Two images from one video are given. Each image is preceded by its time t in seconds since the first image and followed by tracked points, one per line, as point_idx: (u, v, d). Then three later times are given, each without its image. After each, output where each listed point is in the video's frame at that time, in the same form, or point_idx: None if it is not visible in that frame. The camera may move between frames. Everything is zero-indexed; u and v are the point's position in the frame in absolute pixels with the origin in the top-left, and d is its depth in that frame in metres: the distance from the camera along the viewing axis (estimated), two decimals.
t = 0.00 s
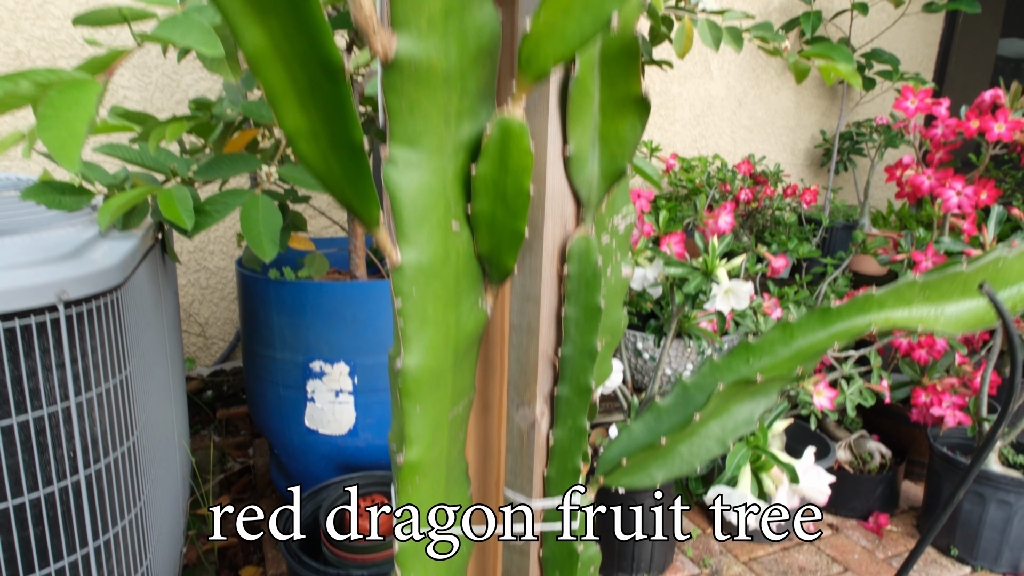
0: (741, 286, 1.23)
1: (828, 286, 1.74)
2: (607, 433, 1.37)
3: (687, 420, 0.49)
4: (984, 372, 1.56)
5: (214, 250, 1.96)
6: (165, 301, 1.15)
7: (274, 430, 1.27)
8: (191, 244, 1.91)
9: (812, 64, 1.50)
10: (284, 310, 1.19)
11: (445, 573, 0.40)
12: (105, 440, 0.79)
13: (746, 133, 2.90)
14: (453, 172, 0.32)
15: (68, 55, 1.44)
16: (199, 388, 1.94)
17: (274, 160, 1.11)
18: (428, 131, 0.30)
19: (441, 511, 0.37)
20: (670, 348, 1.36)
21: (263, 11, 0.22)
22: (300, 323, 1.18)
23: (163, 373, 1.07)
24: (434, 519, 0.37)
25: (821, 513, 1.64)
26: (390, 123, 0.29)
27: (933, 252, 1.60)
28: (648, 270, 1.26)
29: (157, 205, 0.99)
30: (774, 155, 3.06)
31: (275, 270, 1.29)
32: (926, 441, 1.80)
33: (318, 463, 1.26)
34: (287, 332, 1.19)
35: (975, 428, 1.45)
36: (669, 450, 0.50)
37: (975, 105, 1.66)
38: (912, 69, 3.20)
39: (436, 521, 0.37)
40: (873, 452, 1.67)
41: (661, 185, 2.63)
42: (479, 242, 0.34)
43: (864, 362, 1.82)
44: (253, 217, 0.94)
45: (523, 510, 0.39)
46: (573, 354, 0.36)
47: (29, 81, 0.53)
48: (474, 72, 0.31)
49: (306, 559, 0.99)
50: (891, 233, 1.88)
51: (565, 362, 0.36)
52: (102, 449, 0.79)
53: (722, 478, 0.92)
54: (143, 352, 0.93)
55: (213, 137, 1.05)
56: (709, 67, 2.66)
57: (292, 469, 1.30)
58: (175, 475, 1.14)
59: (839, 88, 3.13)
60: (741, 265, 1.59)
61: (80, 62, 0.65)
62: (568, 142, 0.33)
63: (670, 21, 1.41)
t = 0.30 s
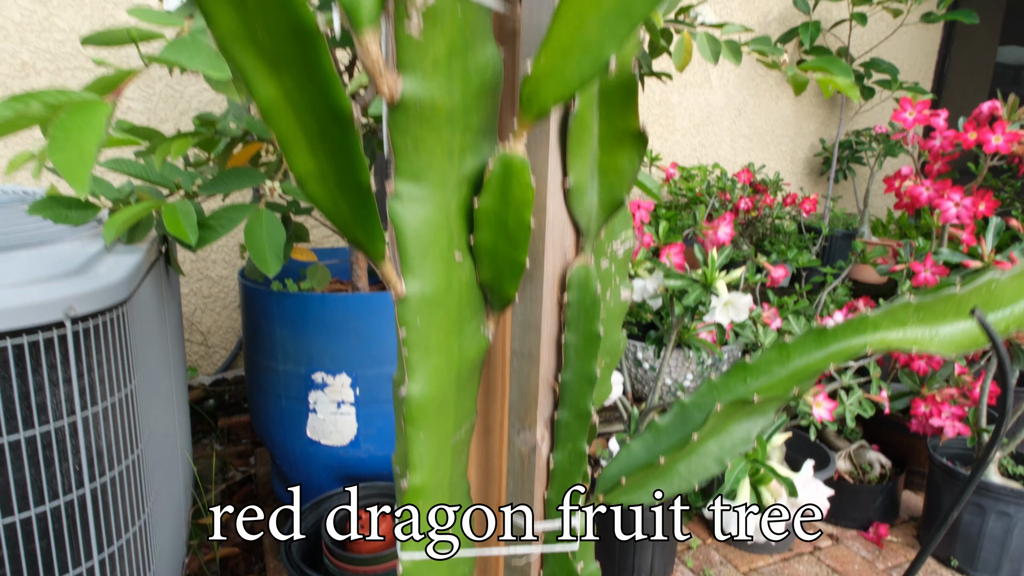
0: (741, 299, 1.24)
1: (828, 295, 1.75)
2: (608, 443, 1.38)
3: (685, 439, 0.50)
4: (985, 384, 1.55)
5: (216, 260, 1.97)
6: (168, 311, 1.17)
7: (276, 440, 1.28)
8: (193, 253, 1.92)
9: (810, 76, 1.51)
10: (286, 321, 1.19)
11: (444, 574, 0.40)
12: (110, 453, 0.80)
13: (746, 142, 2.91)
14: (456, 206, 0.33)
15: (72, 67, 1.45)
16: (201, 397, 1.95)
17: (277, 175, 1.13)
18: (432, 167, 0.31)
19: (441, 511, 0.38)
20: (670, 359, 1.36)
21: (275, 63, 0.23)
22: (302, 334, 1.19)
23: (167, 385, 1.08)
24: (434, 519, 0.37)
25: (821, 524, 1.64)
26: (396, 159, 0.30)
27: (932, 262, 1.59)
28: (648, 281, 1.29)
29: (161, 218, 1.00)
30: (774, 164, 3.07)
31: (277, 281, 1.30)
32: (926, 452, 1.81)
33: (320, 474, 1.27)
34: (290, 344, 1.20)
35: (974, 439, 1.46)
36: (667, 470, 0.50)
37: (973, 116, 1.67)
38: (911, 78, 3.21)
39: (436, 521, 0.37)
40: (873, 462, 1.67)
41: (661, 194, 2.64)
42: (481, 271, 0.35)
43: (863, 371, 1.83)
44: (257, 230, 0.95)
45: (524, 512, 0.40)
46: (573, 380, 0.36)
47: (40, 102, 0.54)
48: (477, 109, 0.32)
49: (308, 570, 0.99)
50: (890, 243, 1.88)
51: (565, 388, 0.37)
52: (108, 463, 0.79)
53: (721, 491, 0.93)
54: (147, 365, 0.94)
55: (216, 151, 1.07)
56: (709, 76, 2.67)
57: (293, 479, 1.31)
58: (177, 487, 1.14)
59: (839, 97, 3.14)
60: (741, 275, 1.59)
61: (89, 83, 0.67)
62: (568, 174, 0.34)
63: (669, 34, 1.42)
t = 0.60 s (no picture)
0: (739, 310, 1.25)
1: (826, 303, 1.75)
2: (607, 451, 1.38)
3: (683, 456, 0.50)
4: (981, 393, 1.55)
5: (218, 267, 1.98)
6: (172, 321, 1.18)
7: (277, 449, 1.29)
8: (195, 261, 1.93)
9: (808, 88, 1.52)
10: (288, 331, 1.20)
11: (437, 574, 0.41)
12: (114, 466, 0.81)
13: (745, 149, 2.93)
14: (459, 235, 0.34)
15: (76, 78, 1.46)
16: (202, 405, 1.96)
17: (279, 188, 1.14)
18: (435, 200, 0.32)
19: (441, 511, 0.38)
20: (669, 368, 1.37)
21: (287, 113, 0.25)
22: (305, 344, 1.20)
23: (170, 396, 1.09)
24: (433, 520, 0.37)
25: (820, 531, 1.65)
26: (401, 193, 0.31)
27: (929, 271, 1.58)
28: (647, 292, 1.29)
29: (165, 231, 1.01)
30: (773, 171, 3.09)
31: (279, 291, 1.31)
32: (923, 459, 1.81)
33: (321, 483, 1.28)
34: (292, 353, 1.21)
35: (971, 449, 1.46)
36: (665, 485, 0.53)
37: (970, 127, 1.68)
38: (909, 85, 3.23)
39: (436, 522, 0.38)
40: (871, 470, 1.68)
41: (660, 202, 2.65)
42: (483, 298, 0.36)
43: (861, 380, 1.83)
44: (260, 244, 0.96)
45: (524, 512, 0.40)
46: (572, 403, 0.37)
47: (51, 123, 0.54)
48: (480, 143, 0.33)
49: None
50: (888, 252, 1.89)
51: (565, 411, 0.38)
52: (112, 475, 0.81)
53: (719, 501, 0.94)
54: (151, 377, 0.95)
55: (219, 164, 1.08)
56: (709, 85, 2.69)
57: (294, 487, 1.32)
58: (180, 496, 1.15)
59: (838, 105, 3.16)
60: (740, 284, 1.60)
61: (97, 102, 0.68)
62: (568, 205, 0.35)
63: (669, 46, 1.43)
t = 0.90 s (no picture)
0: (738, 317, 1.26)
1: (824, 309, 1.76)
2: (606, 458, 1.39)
3: (680, 467, 0.51)
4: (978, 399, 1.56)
5: (218, 273, 1.98)
6: (172, 327, 1.18)
7: (277, 456, 1.29)
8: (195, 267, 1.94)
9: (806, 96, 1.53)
10: (289, 338, 1.21)
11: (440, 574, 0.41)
12: (115, 474, 0.82)
13: (743, 156, 2.94)
14: (459, 255, 0.35)
15: (77, 84, 1.47)
16: (202, 410, 1.96)
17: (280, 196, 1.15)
18: (436, 222, 0.33)
19: (441, 511, 0.39)
20: (668, 375, 1.38)
21: (294, 145, 0.26)
22: (305, 351, 1.20)
23: (170, 403, 1.09)
24: (434, 519, 0.38)
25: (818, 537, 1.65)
26: (403, 215, 0.32)
27: (926, 277, 1.59)
28: (646, 299, 1.29)
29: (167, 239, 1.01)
30: (771, 177, 3.10)
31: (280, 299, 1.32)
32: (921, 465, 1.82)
33: (321, 490, 1.28)
34: (292, 360, 1.22)
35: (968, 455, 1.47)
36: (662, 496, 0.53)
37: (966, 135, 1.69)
38: (906, 92, 3.25)
39: (436, 522, 0.39)
40: (868, 475, 1.69)
41: (659, 207, 2.66)
42: (483, 315, 0.37)
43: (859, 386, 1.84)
44: (262, 253, 0.97)
45: (523, 512, 0.41)
46: (570, 418, 0.38)
47: (57, 136, 0.55)
48: (480, 166, 0.34)
49: None
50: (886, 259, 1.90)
51: (563, 427, 0.39)
52: (113, 483, 0.81)
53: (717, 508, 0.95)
54: (152, 386, 0.95)
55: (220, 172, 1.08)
56: (707, 92, 2.70)
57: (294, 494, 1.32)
58: (180, 503, 1.16)
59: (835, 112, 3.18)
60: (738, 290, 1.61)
61: (101, 114, 0.68)
62: (566, 225, 0.36)
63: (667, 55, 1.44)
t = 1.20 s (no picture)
0: (733, 326, 1.27)
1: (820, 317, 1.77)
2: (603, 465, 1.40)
3: (674, 480, 0.52)
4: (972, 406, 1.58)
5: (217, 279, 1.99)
6: (173, 335, 1.19)
7: (276, 462, 1.30)
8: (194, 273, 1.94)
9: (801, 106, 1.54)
10: (289, 346, 1.22)
11: None
12: (116, 483, 0.82)
13: (741, 162, 2.96)
14: (457, 279, 0.36)
15: (78, 92, 1.48)
16: (201, 416, 1.97)
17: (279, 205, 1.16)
18: (434, 249, 0.34)
19: (441, 511, 0.40)
20: (665, 382, 1.39)
21: (300, 184, 0.28)
22: (305, 359, 1.21)
23: (171, 411, 1.10)
24: (433, 520, 0.39)
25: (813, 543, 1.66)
26: (403, 242, 0.33)
27: (920, 285, 1.61)
28: (642, 307, 1.31)
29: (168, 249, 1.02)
30: (768, 182, 3.12)
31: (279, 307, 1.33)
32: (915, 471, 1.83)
33: (319, 496, 1.30)
34: (292, 367, 1.22)
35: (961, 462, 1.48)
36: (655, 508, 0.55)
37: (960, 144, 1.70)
38: (903, 98, 3.26)
39: (436, 522, 0.39)
40: (863, 481, 1.71)
41: (656, 213, 2.67)
42: (480, 336, 0.38)
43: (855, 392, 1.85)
44: (262, 264, 0.98)
45: (523, 512, 0.41)
46: (566, 436, 0.40)
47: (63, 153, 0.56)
48: (477, 194, 0.35)
49: None
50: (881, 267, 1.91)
51: (558, 444, 0.40)
52: (114, 493, 0.82)
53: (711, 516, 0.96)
54: (153, 395, 0.96)
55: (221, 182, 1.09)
56: (705, 99, 2.71)
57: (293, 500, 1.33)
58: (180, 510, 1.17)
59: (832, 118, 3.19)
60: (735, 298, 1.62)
61: (104, 130, 0.69)
62: (561, 250, 0.37)
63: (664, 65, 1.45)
